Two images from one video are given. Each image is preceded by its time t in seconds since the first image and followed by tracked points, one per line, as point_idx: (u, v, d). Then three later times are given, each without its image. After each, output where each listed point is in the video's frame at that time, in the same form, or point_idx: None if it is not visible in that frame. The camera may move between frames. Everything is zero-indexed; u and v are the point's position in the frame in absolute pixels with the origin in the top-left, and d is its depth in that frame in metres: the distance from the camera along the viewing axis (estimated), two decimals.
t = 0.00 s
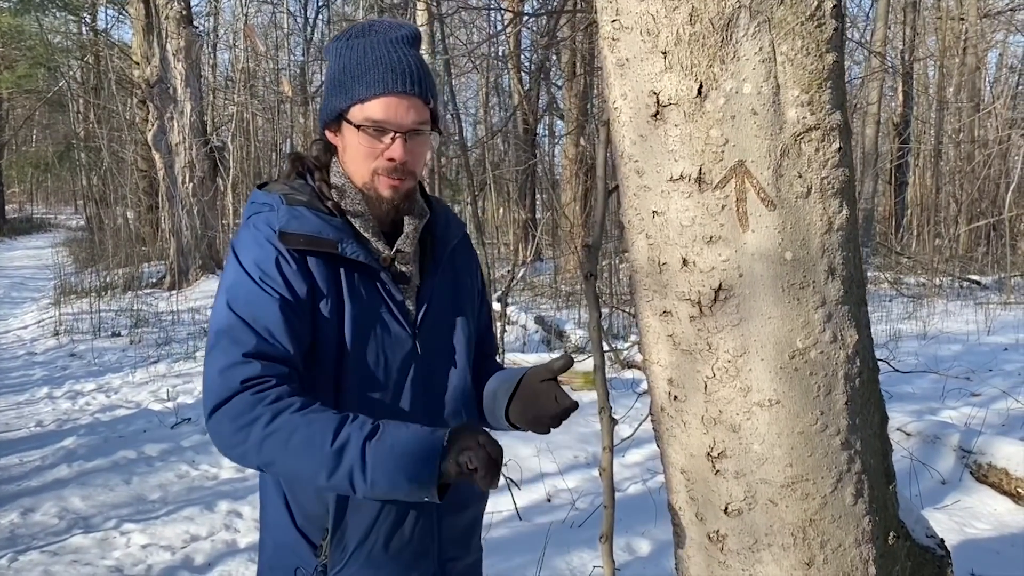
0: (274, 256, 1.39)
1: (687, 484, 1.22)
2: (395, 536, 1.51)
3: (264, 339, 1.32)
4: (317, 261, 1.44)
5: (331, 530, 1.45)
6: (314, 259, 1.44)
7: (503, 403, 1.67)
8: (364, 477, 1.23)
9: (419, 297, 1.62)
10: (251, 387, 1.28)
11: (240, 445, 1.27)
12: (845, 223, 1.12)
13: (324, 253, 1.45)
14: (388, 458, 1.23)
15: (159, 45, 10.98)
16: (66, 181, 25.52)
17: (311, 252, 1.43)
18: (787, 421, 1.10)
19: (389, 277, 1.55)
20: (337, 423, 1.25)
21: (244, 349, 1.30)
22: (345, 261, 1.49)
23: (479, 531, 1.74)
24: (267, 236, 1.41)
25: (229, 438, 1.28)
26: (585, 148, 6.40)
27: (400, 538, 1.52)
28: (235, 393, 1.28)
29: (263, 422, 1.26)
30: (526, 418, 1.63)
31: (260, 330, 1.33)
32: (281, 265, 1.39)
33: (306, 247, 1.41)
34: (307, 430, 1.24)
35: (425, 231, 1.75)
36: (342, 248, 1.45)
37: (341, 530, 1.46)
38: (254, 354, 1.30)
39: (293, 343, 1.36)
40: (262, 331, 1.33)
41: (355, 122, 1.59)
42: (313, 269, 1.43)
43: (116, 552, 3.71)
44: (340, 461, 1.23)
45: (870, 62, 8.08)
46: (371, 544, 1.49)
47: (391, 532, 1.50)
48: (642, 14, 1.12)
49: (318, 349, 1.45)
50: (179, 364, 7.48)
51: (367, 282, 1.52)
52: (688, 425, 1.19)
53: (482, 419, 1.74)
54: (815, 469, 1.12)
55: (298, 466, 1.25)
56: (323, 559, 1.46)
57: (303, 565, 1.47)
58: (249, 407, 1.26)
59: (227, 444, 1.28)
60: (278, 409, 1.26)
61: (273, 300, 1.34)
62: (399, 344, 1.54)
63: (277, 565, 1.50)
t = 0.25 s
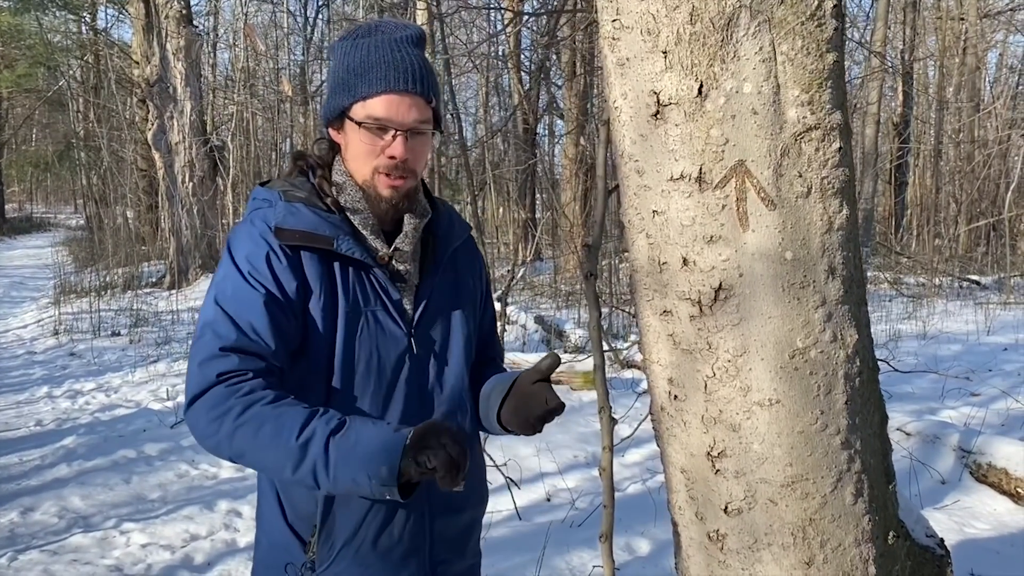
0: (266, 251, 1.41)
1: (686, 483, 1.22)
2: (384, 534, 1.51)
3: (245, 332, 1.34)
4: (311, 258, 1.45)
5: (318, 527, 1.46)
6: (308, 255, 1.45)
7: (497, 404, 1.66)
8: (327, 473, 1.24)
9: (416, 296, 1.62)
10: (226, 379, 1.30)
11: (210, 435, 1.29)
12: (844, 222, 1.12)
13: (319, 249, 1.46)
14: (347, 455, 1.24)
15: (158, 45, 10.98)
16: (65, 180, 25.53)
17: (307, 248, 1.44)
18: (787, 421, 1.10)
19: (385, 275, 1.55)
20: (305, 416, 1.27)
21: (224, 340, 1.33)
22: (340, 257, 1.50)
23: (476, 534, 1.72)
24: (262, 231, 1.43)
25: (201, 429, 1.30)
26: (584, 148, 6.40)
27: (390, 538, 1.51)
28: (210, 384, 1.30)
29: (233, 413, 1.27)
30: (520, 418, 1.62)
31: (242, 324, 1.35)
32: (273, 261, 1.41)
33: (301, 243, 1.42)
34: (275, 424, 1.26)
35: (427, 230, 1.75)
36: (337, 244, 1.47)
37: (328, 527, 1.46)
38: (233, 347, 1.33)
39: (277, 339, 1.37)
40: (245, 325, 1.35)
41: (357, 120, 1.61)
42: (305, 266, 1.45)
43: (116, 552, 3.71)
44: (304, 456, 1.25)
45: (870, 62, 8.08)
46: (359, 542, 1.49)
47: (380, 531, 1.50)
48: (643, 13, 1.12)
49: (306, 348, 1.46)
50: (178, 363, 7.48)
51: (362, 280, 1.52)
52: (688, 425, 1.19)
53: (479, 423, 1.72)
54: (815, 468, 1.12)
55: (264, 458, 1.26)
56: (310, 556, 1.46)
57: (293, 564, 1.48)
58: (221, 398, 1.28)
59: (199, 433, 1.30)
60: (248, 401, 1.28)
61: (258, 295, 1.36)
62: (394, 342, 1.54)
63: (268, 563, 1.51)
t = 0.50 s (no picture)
0: (261, 249, 1.42)
1: (685, 483, 1.22)
2: (378, 534, 1.51)
3: (233, 331, 1.36)
4: (307, 257, 1.46)
5: (312, 525, 1.47)
6: (304, 253, 1.46)
7: (494, 407, 1.66)
8: (310, 466, 1.28)
9: (415, 296, 1.62)
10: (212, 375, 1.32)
11: (195, 429, 1.31)
12: (843, 223, 1.12)
13: (316, 248, 1.47)
14: (329, 447, 1.27)
15: (158, 44, 10.98)
16: (65, 180, 25.54)
17: (305, 246, 1.45)
18: (785, 420, 1.10)
19: (383, 274, 1.55)
20: (288, 411, 1.30)
21: (212, 337, 1.34)
22: (338, 255, 1.50)
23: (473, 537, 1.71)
24: (260, 229, 1.44)
25: (187, 422, 1.32)
26: (584, 148, 6.41)
27: (383, 539, 1.51)
28: (197, 380, 1.32)
29: (218, 409, 1.30)
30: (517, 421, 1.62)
31: (232, 322, 1.36)
32: (268, 259, 1.41)
33: (300, 241, 1.43)
34: (259, 420, 1.28)
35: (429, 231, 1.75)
36: (336, 243, 1.47)
37: (322, 526, 1.47)
38: (220, 345, 1.34)
39: (266, 337, 1.38)
40: (234, 324, 1.37)
41: (361, 117, 1.62)
42: (301, 265, 1.45)
43: (115, 551, 3.71)
44: (286, 450, 1.28)
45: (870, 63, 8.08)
46: (353, 540, 1.49)
47: (374, 531, 1.50)
48: (641, 14, 1.12)
49: (298, 346, 1.48)
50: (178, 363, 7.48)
51: (359, 279, 1.52)
52: (687, 424, 1.19)
53: (478, 427, 1.72)
54: (813, 468, 1.12)
55: (247, 452, 1.28)
56: (304, 554, 1.47)
57: (287, 561, 1.49)
58: (207, 394, 1.31)
59: (183, 425, 1.32)
60: (233, 396, 1.30)
61: (249, 293, 1.37)
62: (391, 341, 1.53)
63: (262, 561, 1.51)
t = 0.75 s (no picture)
0: (262, 249, 1.42)
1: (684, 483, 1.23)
2: (378, 533, 1.51)
3: (232, 332, 1.36)
4: (309, 257, 1.46)
5: (312, 525, 1.47)
6: (306, 253, 1.46)
7: (495, 408, 1.66)
8: (305, 466, 1.28)
9: (417, 297, 1.62)
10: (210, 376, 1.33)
11: (192, 429, 1.32)
12: (842, 224, 1.13)
13: (319, 248, 1.47)
14: (323, 448, 1.27)
15: (158, 44, 10.98)
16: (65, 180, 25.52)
17: (307, 246, 1.45)
18: (784, 421, 1.10)
19: (386, 275, 1.55)
20: (285, 412, 1.30)
21: (210, 338, 1.35)
22: (341, 255, 1.50)
23: (472, 538, 1.71)
24: (262, 229, 1.44)
25: (184, 422, 1.33)
26: (583, 148, 6.41)
27: (383, 539, 1.51)
28: (194, 382, 1.33)
29: (216, 409, 1.30)
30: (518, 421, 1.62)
31: (230, 323, 1.37)
32: (269, 259, 1.42)
33: (302, 241, 1.43)
34: (256, 421, 1.29)
35: (433, 232, 1.75)
36: (340, 243, 1.47)
37: (322, 525, 1.47)
38: (219, 345, 1.35)
39: (265, 338, 1.39)
40: (232, 325, 1.37)
41: (367, 117, 1.61)
42: (302, 265, 1.45)
43: (115, 551, 3.71)
44: (283, 450, 1.28)
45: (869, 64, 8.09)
46: (352, 540, 1.49)
47: (374, 531, 1.50)
48: (640, 14, 1.12)
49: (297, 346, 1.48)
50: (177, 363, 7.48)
51: (362, 279, 1.52)
52: (685, 425, 1.19)
53: (480, 429, 1.72)
54: (811, 468, 1.12)
55: (244, 452, 1.29)
56: (303, 553, 1.47)
57: (286, 560, 1.49)
58: (205, 394, 1.31)
59: (181, 424, 1.33)
60: (231, 397, 1.30)
61: (249, 294, 1.38)
62: (393, 342, 1.53)
63: (262, 560, 1.51)
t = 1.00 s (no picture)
0: (266, 247, 1.42)
1: (682, 483, 1.22)
2: (381, 531, 1.51)
3: (238, 332, 1.37)
4: (312, 254, 1.46)
5: (315, 523, 1.47)
6: (309, 250, 1.46)
7: (496, 407, 1.65)
8: (319, 463, 1.30)
9: (421, 295, 1.62)
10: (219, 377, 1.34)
11: (203, 430, 1.33)
12: (841, 224, 1.13)
13: (322, 245, 1.47)
14: (336, 445, 1.29)
15: (158, 44, 10.98)
16: (65, 180, 25.51)
17: (309, 244, 1.45)
18: (783, 421, 1.11)
19: (388, 272, 1.55)
20: (295, 412, 1.31)
21: (216, 340, 1.35)
22: (345, 253, 1.50)
23: (475, 537, 1.71)
24: (266, 228, 1.44)
25: (195, 424, 1.34)
26: (583, 149, 6.41)
27: (386, 537, 1.51)
28: (203, 383, 1.33)
29: (226, 410, 1.31)
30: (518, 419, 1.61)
31: (236, 323, 1.37)
32: (272, 257, 1.42)
33: (305, 239, 1.43)
34: (267, 420, 1.30)
35: (436, 230, 1.75)
36: (343, 241, 1.47)
37: (325, 523, 1.47)
38: (225, 346, 1.35)
39: (271, 338, 1.39)
40: (237, 326, 1.37)
41: (371, 117, 1.61)
42: (306, 263, 1.45)
43: (114, 551, 3.71)
44: (295, 448, 1.30)
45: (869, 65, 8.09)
46: (355, 538, 1.49)
47: (377, 529, 1.50)
48: (639, 15, 1.13)
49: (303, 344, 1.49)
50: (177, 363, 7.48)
51: (365, 276, 1.52)
52: (684, 425, 1.19)
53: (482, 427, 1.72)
54: (810, 468, 1.12)
55: (256, 452, 1.30)
56: (307, 551, 1.47)
57: (289, 559, 1.49)
58: (214, 396, 1.32)
59: (191, 426, 1.34)
60: (240, 398, 1.31)
61: (253, 293, 1.38)
62: (396, 339, 1.53)
63: (265, 559, 1.52)
